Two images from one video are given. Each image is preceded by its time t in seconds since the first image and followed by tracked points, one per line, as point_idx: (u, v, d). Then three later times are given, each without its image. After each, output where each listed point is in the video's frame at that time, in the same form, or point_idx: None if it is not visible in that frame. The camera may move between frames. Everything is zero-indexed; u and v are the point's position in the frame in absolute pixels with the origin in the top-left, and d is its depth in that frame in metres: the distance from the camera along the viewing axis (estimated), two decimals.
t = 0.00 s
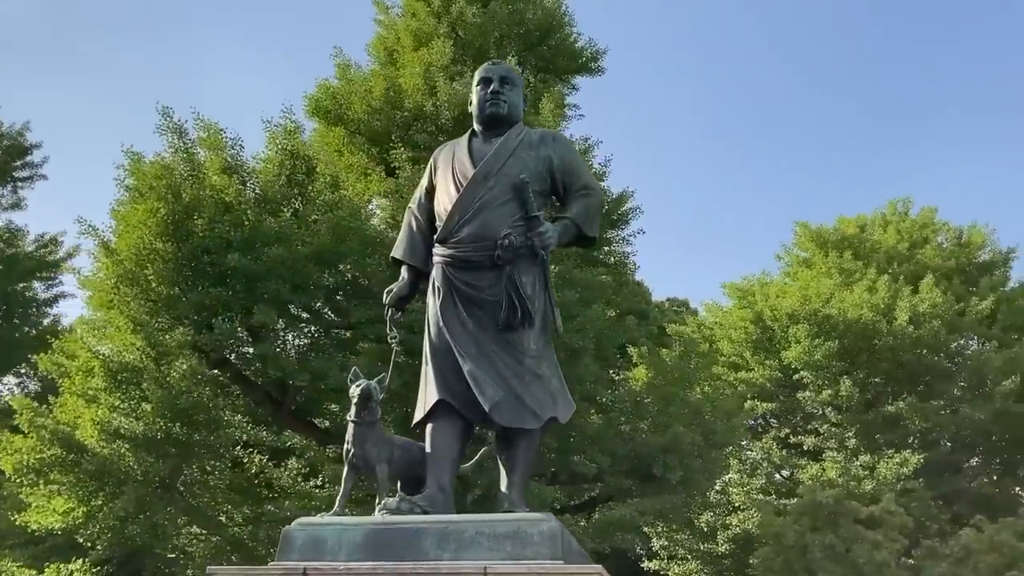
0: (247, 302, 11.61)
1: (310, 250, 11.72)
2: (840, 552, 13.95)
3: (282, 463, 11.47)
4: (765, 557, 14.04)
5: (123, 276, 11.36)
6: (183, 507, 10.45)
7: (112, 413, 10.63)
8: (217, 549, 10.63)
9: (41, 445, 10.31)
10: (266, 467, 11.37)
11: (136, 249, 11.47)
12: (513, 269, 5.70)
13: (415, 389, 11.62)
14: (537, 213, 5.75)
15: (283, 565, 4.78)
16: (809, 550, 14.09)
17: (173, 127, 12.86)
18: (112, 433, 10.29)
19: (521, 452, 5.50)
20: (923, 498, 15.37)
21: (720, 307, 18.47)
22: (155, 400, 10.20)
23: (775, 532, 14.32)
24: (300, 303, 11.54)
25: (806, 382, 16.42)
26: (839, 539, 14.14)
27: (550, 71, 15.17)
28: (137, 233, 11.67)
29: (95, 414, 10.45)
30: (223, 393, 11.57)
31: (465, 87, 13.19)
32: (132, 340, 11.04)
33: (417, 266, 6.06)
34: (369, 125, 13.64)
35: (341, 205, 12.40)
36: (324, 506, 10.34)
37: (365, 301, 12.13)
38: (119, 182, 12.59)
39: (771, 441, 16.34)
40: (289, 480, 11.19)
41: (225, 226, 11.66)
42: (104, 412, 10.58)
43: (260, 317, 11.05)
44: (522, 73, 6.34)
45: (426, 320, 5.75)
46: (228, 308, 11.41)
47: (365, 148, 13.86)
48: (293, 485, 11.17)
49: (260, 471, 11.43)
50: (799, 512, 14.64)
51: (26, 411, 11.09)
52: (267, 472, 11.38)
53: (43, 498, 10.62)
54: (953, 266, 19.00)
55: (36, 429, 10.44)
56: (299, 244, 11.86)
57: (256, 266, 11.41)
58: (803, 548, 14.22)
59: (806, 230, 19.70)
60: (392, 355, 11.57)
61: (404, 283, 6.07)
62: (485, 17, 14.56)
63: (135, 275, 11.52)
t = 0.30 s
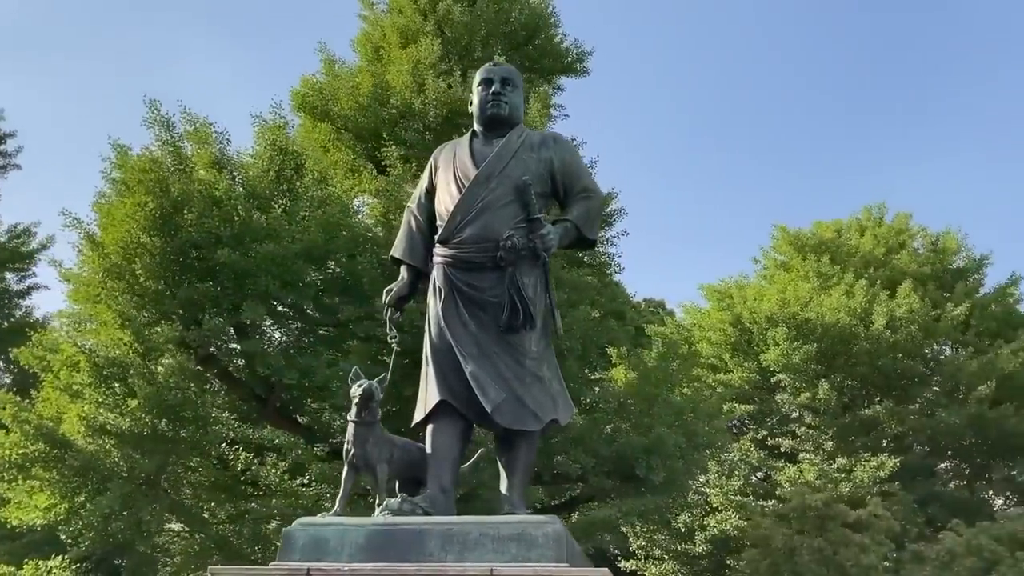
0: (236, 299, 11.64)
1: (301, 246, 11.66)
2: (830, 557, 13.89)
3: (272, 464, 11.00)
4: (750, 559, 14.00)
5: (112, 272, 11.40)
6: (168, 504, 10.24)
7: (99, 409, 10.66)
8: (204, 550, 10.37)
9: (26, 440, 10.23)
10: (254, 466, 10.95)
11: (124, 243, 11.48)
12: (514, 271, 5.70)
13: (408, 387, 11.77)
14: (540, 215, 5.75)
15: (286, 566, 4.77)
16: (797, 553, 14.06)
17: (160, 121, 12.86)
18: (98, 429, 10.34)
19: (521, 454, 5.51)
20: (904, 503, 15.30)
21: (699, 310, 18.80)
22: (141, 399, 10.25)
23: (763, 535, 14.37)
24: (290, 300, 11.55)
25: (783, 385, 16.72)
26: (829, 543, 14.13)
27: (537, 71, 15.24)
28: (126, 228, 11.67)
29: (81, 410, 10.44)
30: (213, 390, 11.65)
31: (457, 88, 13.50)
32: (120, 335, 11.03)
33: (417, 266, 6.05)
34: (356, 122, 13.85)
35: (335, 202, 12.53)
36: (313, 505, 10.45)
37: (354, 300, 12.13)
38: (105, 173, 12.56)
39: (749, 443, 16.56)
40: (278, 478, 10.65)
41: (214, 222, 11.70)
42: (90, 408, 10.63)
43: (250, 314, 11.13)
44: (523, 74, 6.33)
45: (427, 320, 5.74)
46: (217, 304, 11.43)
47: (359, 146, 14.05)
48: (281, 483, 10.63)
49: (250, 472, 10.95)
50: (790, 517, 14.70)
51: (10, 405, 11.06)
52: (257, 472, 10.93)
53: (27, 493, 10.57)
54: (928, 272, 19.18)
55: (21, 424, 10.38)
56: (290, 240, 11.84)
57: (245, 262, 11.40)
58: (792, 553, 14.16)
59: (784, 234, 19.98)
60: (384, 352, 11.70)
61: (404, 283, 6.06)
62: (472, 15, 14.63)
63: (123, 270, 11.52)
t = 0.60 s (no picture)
0: (224, 295, 11.62)
1: (292, 243, 11.64)
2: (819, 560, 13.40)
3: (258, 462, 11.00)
4: (737, 560, 13.80)
5: (100, 265, 11.34)
6: (154, 501, 10.22)
7: (85, 404, 10.62)
8: (190, 550, 10.32)
9: (9, 435, 10.12)
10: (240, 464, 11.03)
11: (112, 237, 11.46)
12: (516, 273, 5.70)
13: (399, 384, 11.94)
14: (542, 217, 5.76)
15: (288, 565, 4.76)
16: (785, 556, 13.59)
17: (148, 113, 12.82)
18: (85, 424, 10.28)
19: (521, 455, 5.52)
20: (884, 506, 15.27)
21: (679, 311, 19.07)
22: (128, 396, 10.19)
23: (751, 537, 14.07)
24: (280, 297, 11.57)
25: (762, 386, 17.00)
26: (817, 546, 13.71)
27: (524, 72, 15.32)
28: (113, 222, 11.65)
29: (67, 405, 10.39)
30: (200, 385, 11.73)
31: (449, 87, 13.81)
32: (107, 330, 10.95)
33: (417, 266, 6.05)
34: (344, 118, 14.08)
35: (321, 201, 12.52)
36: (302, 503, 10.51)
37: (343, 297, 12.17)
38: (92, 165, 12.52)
39: (727, 444, 16.78)
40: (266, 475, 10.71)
41: (203, 218, 11.67)
42: (76, 404, 10.57)
43: (238, 310, 11.07)
44: (524, 76, 6.32)
45: (428, 320, 5.73)
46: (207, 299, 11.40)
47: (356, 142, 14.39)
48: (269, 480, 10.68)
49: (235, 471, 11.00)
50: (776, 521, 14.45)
51: None
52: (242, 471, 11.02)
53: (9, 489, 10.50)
54: (904, 277, 19.40)
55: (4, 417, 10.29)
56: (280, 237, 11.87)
57: (235, 258, 11.39)
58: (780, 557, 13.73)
59: (763, 238, 20.26)
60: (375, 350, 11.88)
61: (403, 283, 6.05)
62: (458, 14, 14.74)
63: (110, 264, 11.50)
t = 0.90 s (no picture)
0: (213, 291, 11.74)
1: (281, 240, 11.68)
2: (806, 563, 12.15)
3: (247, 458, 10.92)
4: (724, 561, 12.84)
5: (87, 260, 11.56)
6: (140, 498, 10.22)
7: (71, 400, 10.56)
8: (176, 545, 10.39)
9: None
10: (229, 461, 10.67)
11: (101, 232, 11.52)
12: (517, 273, 5.71)
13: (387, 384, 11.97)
14: (544, 218, 5.76)
15: (290, 564, 4.74)
16: (773, 557, 12.35)
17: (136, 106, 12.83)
18: (71, 420, 10.21)
19: (520, 455, 5.54)
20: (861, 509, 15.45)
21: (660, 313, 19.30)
22: (115, 392, 10.13)
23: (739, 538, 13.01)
24: (270, 294, 11.60)
25: (742, 388, 17.31)
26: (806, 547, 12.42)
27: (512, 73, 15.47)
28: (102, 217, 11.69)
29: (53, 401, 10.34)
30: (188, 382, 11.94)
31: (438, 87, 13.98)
32: (93, 324, 11.07)
33: (417, 264, 6.04)
34: (333, 114, 14.28)
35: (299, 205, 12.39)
36: (287, 501, 10.48)
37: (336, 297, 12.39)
38: (80, 158, 12.52)
39: (707, 445, 17.00)
40: (255, 474, 10.62)
41: (193, 214, 11.70)
42: (62, 399, 10.45)
43: (230, 305, 11.28)
44: (526, 75, 6.32)
45: (428, 319, 5.73)
46: (194, 295, 11.57)
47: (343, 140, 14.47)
48: (259, 479, 10.61)
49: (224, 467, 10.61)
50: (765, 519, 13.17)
51: None
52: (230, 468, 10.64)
53: None
54: (880, 282, 19.59)
55: None
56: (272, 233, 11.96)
57: (225, 254, 11.40)
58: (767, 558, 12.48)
59: (743, 241, 20.51)
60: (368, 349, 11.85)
61: (403, 281, 6.03)
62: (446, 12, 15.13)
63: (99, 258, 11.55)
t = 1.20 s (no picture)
0: (203, 286, 11.74)
1: (272, 238, 11.96)
2: (797, 565, 11.66)
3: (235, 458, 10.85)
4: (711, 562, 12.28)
5: (76, 253, 11.41)
6: (125, 495, 10.21)
7: (58, 394, 10.61)
8: (162, 543, 10.29)
9: None
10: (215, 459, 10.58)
11: (89, 225, 11.56)
12: (519, 273, 5.70)
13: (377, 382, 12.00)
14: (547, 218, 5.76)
15: (292, 564, 4.70)
16: (761, 559, 11.95)
17: (124, 98, 12.86)
18: (59, 416, 10.05)
19: (521, 455, 5.53)
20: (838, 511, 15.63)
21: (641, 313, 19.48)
22: (105, 388, 10.09)
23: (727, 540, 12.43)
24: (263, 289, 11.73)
25: (722, 389, 17.56)
26: (794, 550, 11.95)
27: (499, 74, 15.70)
28: (91, 209, 11.68)
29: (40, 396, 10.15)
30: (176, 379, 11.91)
31: (428, 84, 14.48)
32: (81, 319, 10.99)
33: (418, 263, 6.02)
34: (322, 110, 14.68)
35: (290, 200, 12.79)
36: (274, 498, 10.34)
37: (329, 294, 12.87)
38: (66, 149, 12.53)
39: (688, 446, 17.17)
40: (243, 470, 10.51)
41: (185, 208, 11.73)
42: (47, 393, 10.54)
43: (219, 302, 11.22)
44: (528, 75, 6.31)
45: (429, 318, 5.71)
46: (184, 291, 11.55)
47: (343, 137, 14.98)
48: (247, 476, 10.47)
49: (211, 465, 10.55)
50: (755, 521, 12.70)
51: None
52: (216, 465, 10.57)
53: None
54: (858, 286, 19.76)
55: None
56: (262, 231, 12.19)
57: (217, 249, 11.50)
58: (756, 561, 12.00)
59: (725, 245, 20.72)
60: (359, 348, 12.07)
61: (403, 280, 5.99)
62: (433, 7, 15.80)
63: (87, 252, 11.54)
